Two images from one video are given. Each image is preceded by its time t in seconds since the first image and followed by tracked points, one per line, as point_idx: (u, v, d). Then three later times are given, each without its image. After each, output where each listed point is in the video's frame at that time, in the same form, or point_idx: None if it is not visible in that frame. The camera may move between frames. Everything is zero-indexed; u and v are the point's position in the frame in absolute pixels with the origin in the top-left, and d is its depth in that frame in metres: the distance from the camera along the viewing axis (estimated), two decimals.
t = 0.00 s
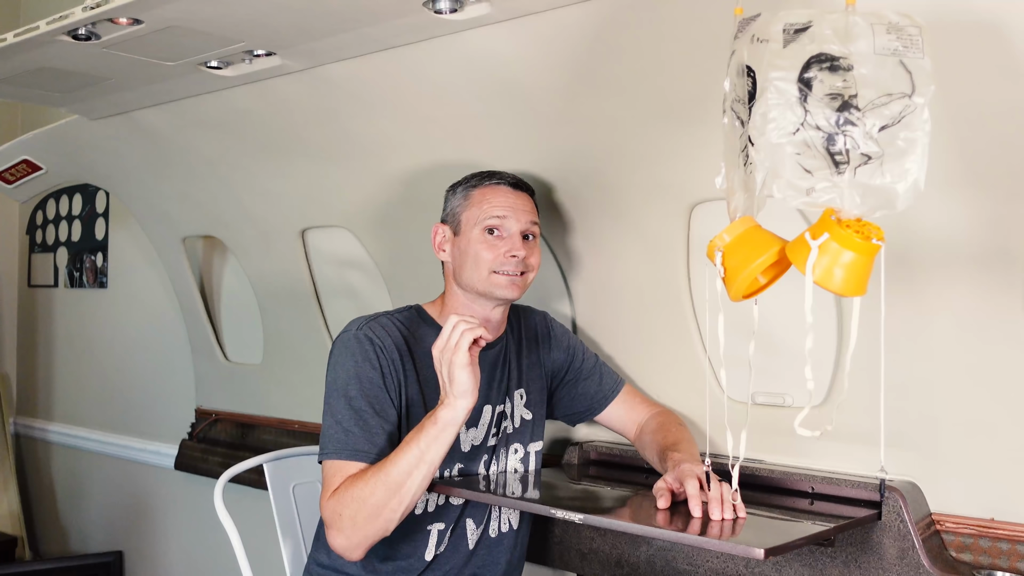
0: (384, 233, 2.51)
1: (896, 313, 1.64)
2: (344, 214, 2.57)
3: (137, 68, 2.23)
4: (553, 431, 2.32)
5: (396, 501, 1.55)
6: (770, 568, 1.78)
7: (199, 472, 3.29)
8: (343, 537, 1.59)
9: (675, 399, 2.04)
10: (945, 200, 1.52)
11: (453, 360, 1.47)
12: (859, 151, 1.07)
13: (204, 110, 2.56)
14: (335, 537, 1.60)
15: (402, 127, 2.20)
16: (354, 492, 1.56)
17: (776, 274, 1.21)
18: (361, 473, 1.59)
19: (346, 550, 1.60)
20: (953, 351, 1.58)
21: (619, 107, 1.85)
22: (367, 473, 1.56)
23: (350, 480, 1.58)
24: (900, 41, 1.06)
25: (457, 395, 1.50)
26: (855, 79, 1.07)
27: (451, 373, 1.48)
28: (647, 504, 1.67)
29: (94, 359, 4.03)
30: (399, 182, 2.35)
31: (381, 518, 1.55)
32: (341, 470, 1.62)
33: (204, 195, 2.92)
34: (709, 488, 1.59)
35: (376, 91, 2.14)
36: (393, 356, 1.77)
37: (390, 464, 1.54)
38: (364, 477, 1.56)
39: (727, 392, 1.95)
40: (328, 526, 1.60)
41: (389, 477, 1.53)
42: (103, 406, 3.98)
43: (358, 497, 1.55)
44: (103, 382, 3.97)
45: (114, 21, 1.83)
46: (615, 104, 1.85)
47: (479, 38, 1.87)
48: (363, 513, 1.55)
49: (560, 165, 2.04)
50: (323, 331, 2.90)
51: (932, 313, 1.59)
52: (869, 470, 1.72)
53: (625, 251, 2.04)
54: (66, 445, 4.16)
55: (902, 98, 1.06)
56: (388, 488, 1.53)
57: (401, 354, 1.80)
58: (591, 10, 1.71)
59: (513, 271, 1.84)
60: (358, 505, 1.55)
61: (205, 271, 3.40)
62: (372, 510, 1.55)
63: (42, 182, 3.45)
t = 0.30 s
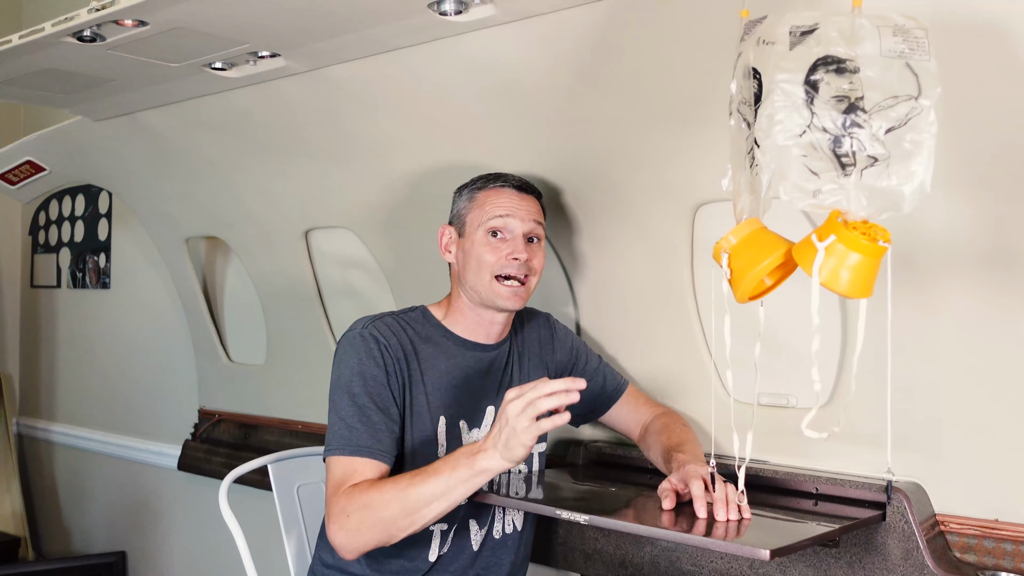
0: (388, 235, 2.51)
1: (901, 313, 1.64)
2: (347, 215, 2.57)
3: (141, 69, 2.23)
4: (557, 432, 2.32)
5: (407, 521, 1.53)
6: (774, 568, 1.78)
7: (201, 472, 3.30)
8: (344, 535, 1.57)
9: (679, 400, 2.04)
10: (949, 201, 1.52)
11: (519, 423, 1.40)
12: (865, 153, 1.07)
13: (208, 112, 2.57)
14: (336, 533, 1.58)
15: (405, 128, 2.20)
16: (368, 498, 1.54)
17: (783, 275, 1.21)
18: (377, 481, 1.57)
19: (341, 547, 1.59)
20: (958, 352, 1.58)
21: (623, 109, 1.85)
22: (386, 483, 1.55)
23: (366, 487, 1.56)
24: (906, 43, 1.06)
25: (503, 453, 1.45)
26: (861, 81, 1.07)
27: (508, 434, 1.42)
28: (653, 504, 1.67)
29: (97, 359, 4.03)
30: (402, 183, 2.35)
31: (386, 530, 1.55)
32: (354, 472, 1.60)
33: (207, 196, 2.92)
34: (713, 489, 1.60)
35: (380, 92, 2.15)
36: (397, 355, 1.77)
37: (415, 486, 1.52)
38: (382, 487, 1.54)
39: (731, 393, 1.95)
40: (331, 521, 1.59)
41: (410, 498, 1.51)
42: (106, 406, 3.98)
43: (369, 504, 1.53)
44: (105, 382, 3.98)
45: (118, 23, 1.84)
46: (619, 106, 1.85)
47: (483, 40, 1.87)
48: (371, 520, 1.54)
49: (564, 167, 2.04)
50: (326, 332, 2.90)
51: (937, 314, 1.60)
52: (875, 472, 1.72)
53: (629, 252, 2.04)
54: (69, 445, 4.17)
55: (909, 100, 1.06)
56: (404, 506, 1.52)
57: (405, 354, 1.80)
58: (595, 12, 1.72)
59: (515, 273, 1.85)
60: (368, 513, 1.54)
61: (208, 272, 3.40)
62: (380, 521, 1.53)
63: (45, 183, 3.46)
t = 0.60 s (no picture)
0: (391, 235, 2.51)
1: (906, 313, 1.64)
2: (349, 215, 2.57)
3: (145, 69, 2.24)
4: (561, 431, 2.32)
5: (491, 473, 1.53)
6: (778, 568, 1.78)
7: (205, 472, 3.30)
8: (420, 485, 1.52)
9: (683, 399, 2.05)
10: (953, 201, 1.52)
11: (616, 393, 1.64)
12: (870, 153, 1.07)
13: (211, 112, 2.57)
14: (405, 484, 1.52)
15: (409, 128, 2.20)
16: (451, 448, 1.54)
17: (788, 275, 1.22)
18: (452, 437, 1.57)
19: (409, 501, 1.52)
20: (962, 351, 1.58)
21: (627, 109, 1.85)
22: (470, 436, 1.56)
23: (444, 439, 1.56)
24: (912, 43, 1.07)
25: (597, 411, 1.60)
26: (867, 81, 1.07)
27: (605, 400, 1.62)
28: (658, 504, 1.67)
29: (99, 359, 4.03)
30: (405, 183, 2.35)
31: (470, 481, 1.52)
32: (423, 429, 1.59)
33: (210, 196, 2.92)
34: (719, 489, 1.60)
35: (384, 93, 2.15)
36: (416, 337, 1.80)
37: (506, 434, 1.55)
38: (467, 439, 1.55)
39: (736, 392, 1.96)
40: (400, 472, 1.53)
41: (502, 445, 1.54)
42: (109, 407, 3.98)
43: (454, 452, 1.53)
44: (108, 382, 3.98)
45: (123, 23, 1.84)
46: (623, 106, 1.85)
47: (487, 40, 1.88)
48: (455, 469, 1.52)
49: (568, 167, 2.04)
50: (329, 331, 2.90)
51: (941, 314, 1.60)
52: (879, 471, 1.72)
53: (633, 252, 2.05)
54: (71, 445, 4.17)
55: (914, 100, 1.06)
56: (494, 454, 1.53)
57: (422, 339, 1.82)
58: (599, 12, 1.72)
59: (509, 291, 1.83)
60: (453, 461, 1.52)
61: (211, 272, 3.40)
62: (466, 470, 1.52)
63: (48, 183, 3.46)
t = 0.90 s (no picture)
0: (397, 235, 2.52)
1: (914, 312, 1.65)
2: (356, 215, 2.58)
3: (154, 69, 2.24)
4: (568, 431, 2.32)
5: (539, 489, 1.60)
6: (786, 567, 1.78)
7: (211, 471, 3.31)
8: (470, 481, 1.55)
9: (691, 399, 2.05)
10: (962, 200, 1.53)
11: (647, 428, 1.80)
12: (883, 152, 1.08)
13: (219, 112, 2.58)
14: (456, 476, 1.55)
15: (416, 129, 2.21)
16: (507, 455, 1.60)
17: (799, 274, 1.22)
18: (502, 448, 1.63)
19: (458, 495, 1.55)
20: (970, 349, 1.59)
21: (636, 110, 1.85)
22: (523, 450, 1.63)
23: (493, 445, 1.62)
24: (923, 42, 1.07)
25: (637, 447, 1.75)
26: (879, 80, 1.08)
27: (640, 432, 1.78)
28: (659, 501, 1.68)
29: (105, 359, 4.04)
30: (412, 183, 2.35)
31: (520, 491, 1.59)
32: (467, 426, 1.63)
33: (217, 196, 2.93)
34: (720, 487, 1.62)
35: (391, 92, 2.16)
36: (429, 331, 1.82)
37: (558, 457, 1.64)
38: (521, 452, 1.62)
39: (748, 394, 1.96)
40: (454, 464, 1.56)
41: (556, 466, 1.63)
42: (115, 407, 3.99)
43: (511, 460, 1.59)
44: (113, 382, 3.99)
45: (133, 23, 1.84)
46: (631, 106, 1.85)
47: (496, 40, 1.88)
48: (510, 476, 1.58)
49: (575, 166, 2.05)
50: (335, 330, 2.91)
51: (950, 313, 1.60)
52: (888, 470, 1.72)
53: (639, 252, 2.05)
54: (77, 445, 4.18)
55: (926, 99, 1.07)
56: (548, 472, 1.61)
57: (435, 332, 1.84)
58: (609, 13, 1.73)
59: (495, 270, 1.87)
60: (508, 468, 1.58)
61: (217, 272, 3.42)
62: (518, 479, 1.58)
63: (54, 184, 3.47)
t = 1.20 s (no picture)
0: (397, 235, 2.52)
1: (914, 313, 1.65)
2: (357, 215, 2.58)
3: (154, 69, 2.24)
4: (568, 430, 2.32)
5: (553, 467, 1.62)
6: (786, 566, 1.79)
7: (212, 471, 3.31)
8: (489, 466, 1.55)
9: (692, 399, 2.05)
10: (963, 200, 1.53)
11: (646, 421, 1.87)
12: (883, 153, 1.08)
13: (220, 112, 2.58)
14: (477, 462, 1.55)
15: (417, 129, 2.21)
16: (521, 436, 1.61)
17: (800, 274, 1.22)
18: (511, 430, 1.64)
19: (478, 480, 1.55)
20: (969, 349, 1.59)
21: (637, 110, 1.86)
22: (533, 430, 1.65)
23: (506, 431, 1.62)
24: (924, 43, 1.07)
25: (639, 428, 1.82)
26: (880, 81, 1.08)
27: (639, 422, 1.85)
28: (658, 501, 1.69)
29: (105, 358, 4.04)
30: (412, 183, 2.35)
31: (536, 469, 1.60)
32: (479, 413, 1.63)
33: (217, 196, 2.93)
34: (717, 489, 1.61)
35: (392, 92, 2.16)
36: (441, 328, 1.82)
37: (568, 434, 1.67)
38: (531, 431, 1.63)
39: (748, 394, 1.96)
40: (473, 450, 1.55)
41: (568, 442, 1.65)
42: (115, 407, 3.99)
43: (526, 440, 1.60)
44: (114, 382, 3.99)
45: (134, 23, 1.85)
46: (631, 106, 1.86)
47: (496, 41, 1.89)
48: (526, 455, 1.59)
49: (576, 166, 2.05)
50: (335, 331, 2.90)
51: (950, 313, 1.61)
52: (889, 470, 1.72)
53: (640, 252, 2.05)
54: (78, 445, 4.18)
55: (927, 99, 1.07)
56: (561, 448, 1.64)
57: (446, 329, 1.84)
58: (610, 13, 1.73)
59: (518, 274, 1.86)
60: (524, 449, 1.59)
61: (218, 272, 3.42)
62: (534, 459, 1.60)
63: (55, 184, 3.47)
